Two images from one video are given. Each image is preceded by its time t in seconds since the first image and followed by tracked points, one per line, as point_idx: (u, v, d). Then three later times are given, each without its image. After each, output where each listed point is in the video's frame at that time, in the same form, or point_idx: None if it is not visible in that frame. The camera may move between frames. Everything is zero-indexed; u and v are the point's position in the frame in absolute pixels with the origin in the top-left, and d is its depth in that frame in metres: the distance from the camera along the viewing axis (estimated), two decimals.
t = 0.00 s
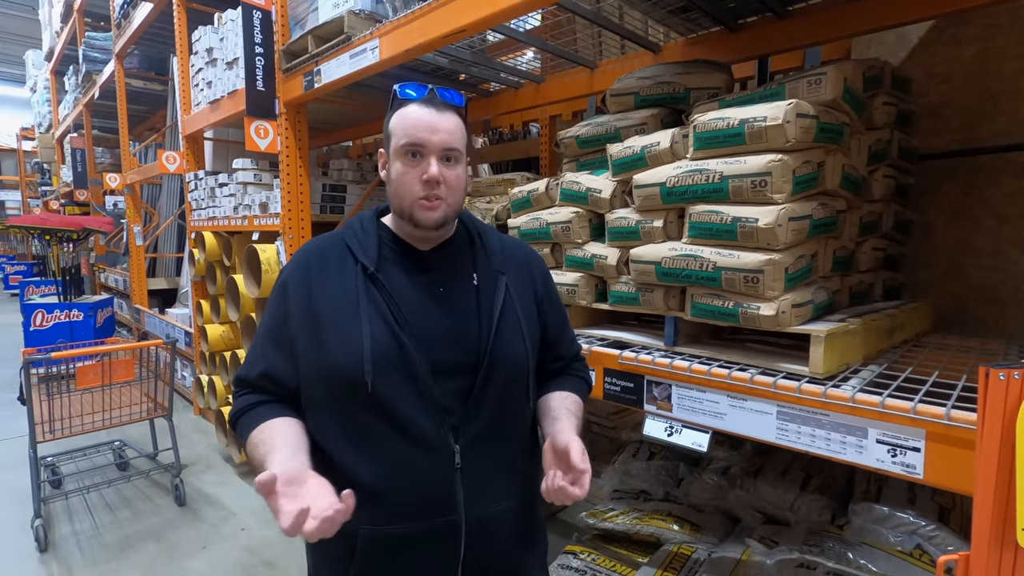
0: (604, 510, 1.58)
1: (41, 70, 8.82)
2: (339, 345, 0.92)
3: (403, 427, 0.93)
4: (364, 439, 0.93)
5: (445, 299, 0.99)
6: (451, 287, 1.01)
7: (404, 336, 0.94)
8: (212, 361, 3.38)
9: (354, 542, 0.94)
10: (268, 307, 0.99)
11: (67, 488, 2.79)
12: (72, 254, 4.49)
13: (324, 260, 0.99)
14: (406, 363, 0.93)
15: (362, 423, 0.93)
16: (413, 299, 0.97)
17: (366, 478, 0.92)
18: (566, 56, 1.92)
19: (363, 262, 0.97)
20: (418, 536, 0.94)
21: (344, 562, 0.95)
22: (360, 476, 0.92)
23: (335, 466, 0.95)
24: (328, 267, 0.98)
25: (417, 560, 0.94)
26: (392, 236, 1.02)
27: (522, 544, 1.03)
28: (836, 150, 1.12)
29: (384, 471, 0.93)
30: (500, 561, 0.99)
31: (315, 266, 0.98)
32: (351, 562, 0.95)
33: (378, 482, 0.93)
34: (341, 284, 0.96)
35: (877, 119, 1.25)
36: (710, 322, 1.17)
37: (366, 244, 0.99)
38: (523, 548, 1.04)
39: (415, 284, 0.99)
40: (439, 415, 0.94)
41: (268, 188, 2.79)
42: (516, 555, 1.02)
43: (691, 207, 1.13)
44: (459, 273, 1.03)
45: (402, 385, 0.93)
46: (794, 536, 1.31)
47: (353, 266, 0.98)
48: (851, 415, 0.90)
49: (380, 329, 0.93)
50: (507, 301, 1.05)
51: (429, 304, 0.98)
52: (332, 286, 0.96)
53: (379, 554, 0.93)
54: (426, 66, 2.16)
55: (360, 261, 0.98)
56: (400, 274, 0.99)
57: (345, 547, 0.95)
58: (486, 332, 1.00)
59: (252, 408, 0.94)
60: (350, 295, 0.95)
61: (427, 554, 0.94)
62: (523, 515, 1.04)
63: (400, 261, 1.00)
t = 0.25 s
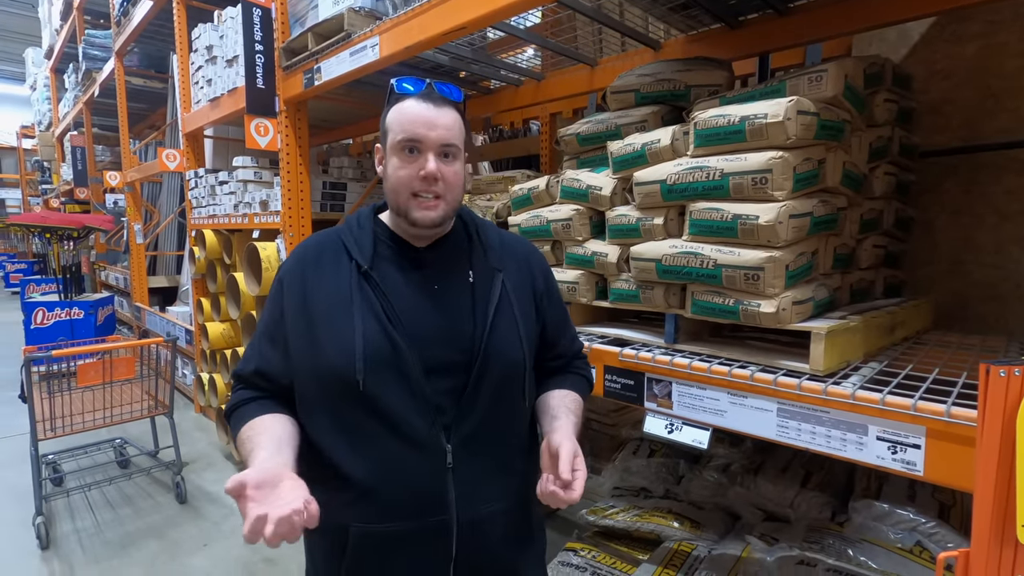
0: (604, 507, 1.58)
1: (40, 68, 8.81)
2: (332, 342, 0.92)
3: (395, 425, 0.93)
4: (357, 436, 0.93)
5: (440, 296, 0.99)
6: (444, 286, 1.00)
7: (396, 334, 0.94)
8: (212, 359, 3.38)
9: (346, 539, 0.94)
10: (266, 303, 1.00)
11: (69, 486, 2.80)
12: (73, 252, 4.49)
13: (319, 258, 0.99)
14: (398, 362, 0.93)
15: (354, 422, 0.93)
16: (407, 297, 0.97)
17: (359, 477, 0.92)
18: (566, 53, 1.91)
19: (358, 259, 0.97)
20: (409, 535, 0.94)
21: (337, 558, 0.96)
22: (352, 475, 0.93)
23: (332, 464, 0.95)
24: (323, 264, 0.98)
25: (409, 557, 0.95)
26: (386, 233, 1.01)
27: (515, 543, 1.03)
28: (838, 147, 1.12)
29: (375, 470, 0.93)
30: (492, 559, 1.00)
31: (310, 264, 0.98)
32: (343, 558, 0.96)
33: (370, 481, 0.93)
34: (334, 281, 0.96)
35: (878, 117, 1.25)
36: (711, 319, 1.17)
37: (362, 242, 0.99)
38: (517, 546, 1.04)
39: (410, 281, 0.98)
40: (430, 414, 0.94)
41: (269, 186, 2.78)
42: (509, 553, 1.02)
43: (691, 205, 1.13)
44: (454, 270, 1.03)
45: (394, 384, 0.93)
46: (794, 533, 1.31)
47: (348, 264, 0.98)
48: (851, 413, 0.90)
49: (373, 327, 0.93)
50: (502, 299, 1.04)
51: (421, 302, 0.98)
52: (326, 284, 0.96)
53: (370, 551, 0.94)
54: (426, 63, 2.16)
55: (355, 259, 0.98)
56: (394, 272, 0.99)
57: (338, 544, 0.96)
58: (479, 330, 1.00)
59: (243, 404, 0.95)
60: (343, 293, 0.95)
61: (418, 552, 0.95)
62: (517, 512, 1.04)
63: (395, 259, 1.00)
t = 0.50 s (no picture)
0: (604, 507, 1.58)
1: (39, 68, 8.80)
2: (328, 338, 0.92)
3: (392, 421, 0.93)
4: (355, 432, 0.93)
5: (436, 291, 0.99)
6: (441, 281, 1.00)
7: (391, 328, 0.94)
8: (212, 359, 3.38)
9: (344, 536, 0.95)
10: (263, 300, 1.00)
11: (68, 486, 2.80)
12: (72, 252, 4.49)
13: (315, 253, 0.99)
14: (394, 357, 0.93)
15: (352, 417, 0.93)
16: (403, 292, 0.97)
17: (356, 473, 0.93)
18: (565, 53, 1.92)
19: (354, 254, 0.97)
20: (407, 531, 0.94)
21: (337, 555, 0.97)
22: (351, 471, 0.93)
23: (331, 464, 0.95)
24: (319, 259, 0.99)
25: (407, 554, 0.94)
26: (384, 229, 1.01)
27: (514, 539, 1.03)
28: (837, 146, 1.12)
29: (373, 465, 0.93)
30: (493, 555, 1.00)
31: (306, 260, 0.98)
32: (342, 556, 0.96)
33: (368, 477, 0.93)
34: (330, 278, 0.96)
35: (877, 116, 1.25)
36: (709, 319, 1.17)
37: (358, 238, 0.99)
38: (517, 543, 1.04)
39: (406, 276, 0.98)
40: (427, 409, 0.94)
41: (268, 186, 2.78)
42: (508, 550, 1.02)
43: (690, 204, 1.13)
44: (451, 265, 1.02)
45: (390, 379, 0.93)
46: (794, 532, 1.31)
47: (344, 260, 0.98)
48: (850, 412, 0.90)
49: (369, 322, 0.93)
50: (499, 293, 1.04)
51: (418, 296, 0.97)
52: (322, 280, 0.96)
53: (368, 548, 0.94)
54: (425, 63, 2.16)
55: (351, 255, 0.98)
56: (390, 267, 0.98)
57: (336, 541, 0.96)
58: (476, 325, 1.00)
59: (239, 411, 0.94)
60: (340, 289, 0.95)
61: (416, 549, 0.95)
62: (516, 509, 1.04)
63: (391, 254, 1.00)
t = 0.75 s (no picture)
0: (603, 507, 1.57)
1: (39, 69, 8.81)
2: (332, 343, 0.90)
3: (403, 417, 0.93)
4: (362, 431, 0.93)
5: (437, 288, 0.99)
6: (439, 278, 1.00)
7: (398, 328, 0.93)
8: (212, 360, 3.38)
9: (360, 535, 0.94)
10: (247, 313, 0.95)
11: (68, 487, 2.80)
12: (71, 253, 4.49)
13: (305, 260, 0.96)
14: (403, 357, 0.92)
15: (359, 419, 0.92)
16: (404, 292, 0.96)
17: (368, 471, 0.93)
18: (564, 54, 1.92)
19: (349, 259, 0.95)
20: (425, 524, 0.95)
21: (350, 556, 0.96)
22: (360, 468, 0.93)
23: (332, 464, 0.95)
24: (311, 265, 0.95)
25: (426, 546, 0.95)
26: (375, 232, 1.00)
27: (522, 527, 1.06)
28: (836, 146, 1.12)
29: (388, 463, 0.93)
30: (506, 538, 1.03)
31: (297, 267, 0.95)
32: (358, 556, 0.95)
33: (383, 476, 0.93)
34: (327, 282, 0.93)
35: (876, 116, 1.25)
36: (709, 319, 1.17)
37: (349, 241, 0.98)
38: (526, 529, 1.07)
39: (404, 274, 0.97)
40: (439, 405, 0.94)
41: (267, 187, 2.79)
42: (518, 534, 1.05)
43: (690, 204, 1.13)
44: (446, 262, 1.02)
45: (401, 379, 0.92)
46: (794, 533, 1.31)
47: (338, 263, 0.96)
48: (849, 412, 0.90)
49: (374, 324, 0.92)
50: (495, 286, 1.06)
51: (421, 294, 0.97)
52: (317, 286, 0.93)
53: (387, 545, 0.93)
54: (424, 64, 2.16)
55: (344, 259, 0.96)
56: (386, 268, 0.97)
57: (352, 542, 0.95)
58: (480, 318, 1.01)
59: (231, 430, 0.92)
60: (339, 293, 0.93)
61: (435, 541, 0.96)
62: (521, 494, 1.07)
63: (386, 254, 0.99)
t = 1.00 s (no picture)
0: (599, 507, 1.57)
1: (32, 68, 8.77)
2: (332, 348, 0.89)
3: (406, 416, 0.93)
4: (363, 433, 0.92)
5: (430, 288, 1.00)
6: (431, 278, 1.01)
7: (398, 329, 0.93)
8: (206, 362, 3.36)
9: (375, 540, 0.93)
10: (232, 325, 0.92)
11: (61, 490, 2.78)
12: (64, 254, 4.46)
13: (292, 267, 0.94)
14: (405, 358, 0.92)
15: (361, 422, 0.92)
16: (398, 294, 0.96)
17: (377, 473, 0.92)
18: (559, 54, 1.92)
19: (338, 265, 0.94)
20: (439, 520, 0.95)
21: (361, 561, 0.95)
22: (365, 470, 0.92)
23: (325, 465, 0.94)
24: (299, 271, 0.94)
25: (440, 542, 0.96)
26: (360, 235, 0.99)
27: (525, 516, 1.07)
28: (829, 146, 1.12)
29: (397, 463, 0.92)
30: (513, 527, 1.05)
31: (285, 275, 0.93)
32: (372, 559, 0.94)
33: (395, 479, 0.92)
34: (319, 288, 0.93)
35: (869, 116, 1.25)
36: (704, 318, 1.17)
37: (336, 246, 0.97)
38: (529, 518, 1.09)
39: (396, 276, 0.98)
40: (442, 402, 0.95)
41: (262, 187, 2.78)
42: (522, 524, 1.07)
43: (684, 204, 1.13)
44: (435, 263, 1.03)
45: (405, 380, 0.92)
46: (789, 532, 1.31)
47: (327, 269, 0.95)
48: (843, 411, 0.90)
49: (373, 328, 0.92)
50: (483, 282, 1.08)
51: (416, 295, 0.97)
52: (309, 292, 0.92)
53: (403, 546, 0.93)
54: (419, 64, 2.16)
55: (333, 263, 0.95)
56: (376, 271, 0.97)
57: (365, 547, 0.94)
58: (476, 314, 1.02)
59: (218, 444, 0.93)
60: (333, 298, 0.92)
61: (449, 535, 0.97)
62: (523, 486, 1.09)
63: (376, 256, 0.98)
